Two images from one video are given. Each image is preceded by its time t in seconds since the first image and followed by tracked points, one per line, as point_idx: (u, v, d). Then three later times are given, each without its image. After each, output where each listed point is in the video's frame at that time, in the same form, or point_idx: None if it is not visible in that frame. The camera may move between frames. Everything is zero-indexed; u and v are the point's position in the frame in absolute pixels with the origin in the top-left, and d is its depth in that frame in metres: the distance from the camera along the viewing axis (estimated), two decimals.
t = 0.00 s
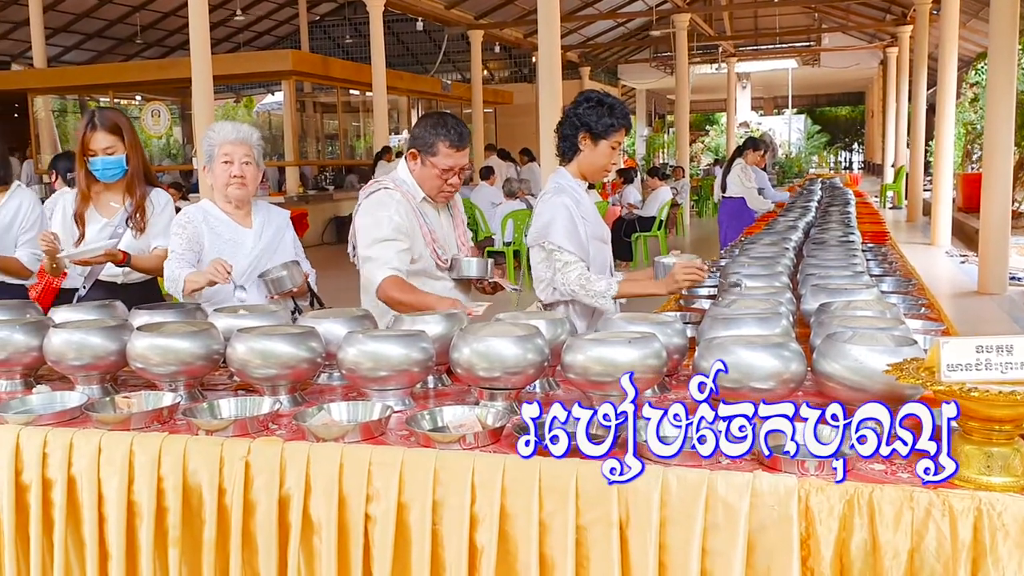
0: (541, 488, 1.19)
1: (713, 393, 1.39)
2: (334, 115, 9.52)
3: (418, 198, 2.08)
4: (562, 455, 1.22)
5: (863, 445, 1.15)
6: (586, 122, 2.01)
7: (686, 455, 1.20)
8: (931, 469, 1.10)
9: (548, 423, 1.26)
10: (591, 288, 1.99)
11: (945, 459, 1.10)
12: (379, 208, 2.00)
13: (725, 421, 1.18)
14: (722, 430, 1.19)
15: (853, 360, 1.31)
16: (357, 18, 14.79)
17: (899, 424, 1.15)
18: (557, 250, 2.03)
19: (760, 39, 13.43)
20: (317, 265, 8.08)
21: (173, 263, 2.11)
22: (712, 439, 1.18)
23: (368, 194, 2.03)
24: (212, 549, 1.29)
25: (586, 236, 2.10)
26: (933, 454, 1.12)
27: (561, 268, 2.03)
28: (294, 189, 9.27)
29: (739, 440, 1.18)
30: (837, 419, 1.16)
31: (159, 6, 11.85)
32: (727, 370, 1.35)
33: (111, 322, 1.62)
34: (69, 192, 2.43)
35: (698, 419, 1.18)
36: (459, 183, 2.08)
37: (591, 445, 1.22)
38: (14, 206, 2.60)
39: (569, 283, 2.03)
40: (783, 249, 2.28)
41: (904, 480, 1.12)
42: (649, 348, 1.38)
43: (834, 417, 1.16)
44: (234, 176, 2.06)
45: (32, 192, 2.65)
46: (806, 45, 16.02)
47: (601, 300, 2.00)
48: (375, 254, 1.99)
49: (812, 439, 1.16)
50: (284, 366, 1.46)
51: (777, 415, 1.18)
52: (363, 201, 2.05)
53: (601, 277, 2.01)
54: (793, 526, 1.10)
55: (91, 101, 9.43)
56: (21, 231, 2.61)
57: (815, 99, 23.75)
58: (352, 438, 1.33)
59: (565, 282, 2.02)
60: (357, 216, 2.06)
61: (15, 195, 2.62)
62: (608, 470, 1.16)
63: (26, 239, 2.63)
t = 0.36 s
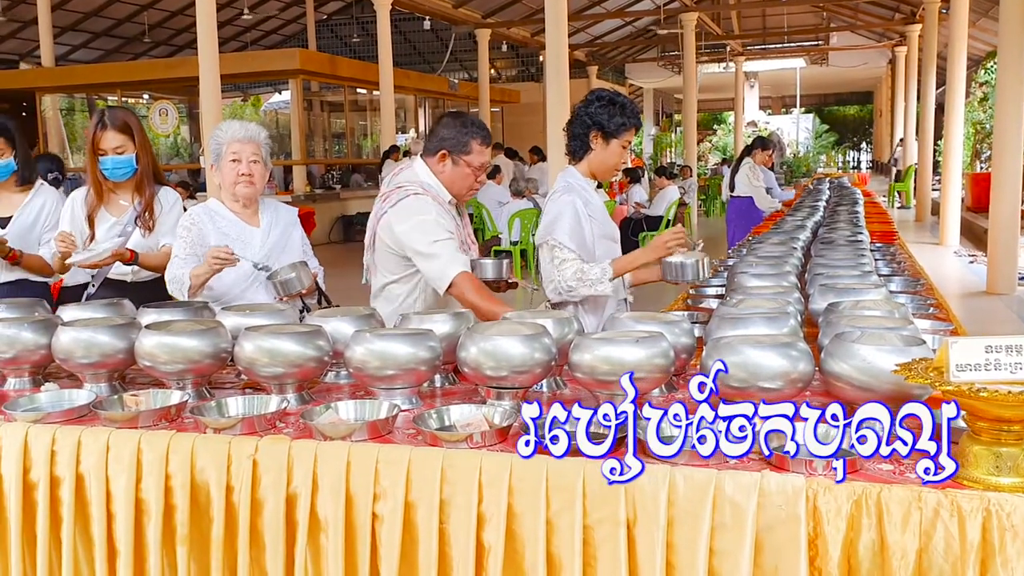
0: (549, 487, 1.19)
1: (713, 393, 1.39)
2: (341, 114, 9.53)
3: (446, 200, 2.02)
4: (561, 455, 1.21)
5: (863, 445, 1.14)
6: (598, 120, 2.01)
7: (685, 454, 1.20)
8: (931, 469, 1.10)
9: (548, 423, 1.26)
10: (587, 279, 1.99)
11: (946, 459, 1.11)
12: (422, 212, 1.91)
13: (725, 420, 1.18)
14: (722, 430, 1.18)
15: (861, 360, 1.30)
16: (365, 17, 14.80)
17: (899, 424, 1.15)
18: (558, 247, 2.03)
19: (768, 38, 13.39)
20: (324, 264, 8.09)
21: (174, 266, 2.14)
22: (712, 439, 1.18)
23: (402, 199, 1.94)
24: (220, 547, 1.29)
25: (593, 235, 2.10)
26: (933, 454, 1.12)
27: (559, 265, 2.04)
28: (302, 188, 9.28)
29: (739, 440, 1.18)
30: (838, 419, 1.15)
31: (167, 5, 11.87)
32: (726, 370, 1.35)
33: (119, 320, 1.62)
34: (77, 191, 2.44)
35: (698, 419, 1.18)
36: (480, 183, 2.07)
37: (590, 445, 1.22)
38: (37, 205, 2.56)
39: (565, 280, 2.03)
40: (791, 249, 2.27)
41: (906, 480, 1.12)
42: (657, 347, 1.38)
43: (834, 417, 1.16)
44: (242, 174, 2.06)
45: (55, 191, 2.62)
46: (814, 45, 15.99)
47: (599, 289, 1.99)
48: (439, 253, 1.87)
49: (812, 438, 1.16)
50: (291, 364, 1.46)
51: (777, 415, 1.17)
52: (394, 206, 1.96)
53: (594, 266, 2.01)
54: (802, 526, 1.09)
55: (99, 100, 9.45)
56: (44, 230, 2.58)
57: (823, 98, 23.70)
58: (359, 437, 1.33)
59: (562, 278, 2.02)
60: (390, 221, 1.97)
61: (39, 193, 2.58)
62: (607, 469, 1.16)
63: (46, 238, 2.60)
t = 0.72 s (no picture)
0: (557, 487, 1.19)
1: (714, 392, 1.40)
2: (350, 115, 9.55)
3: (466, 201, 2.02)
4: (560, 456, 1.22)
5: (863, 445, 1.13)
6: (609, 122, 2.01)
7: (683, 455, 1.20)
8: (932, 469, 1.11)
9: (548, 423, 1.27)
10: (603, 277, 1.98)
11: (945, 459, 1.11)
12: (442, 214, 1.92)
13: (725, 421, 1.18)
14: (722, 431, 1.18)
15: (871, 362, 1.30)
16: (373, 18, 14.83)
17: (899, 424, 1.15)
18: (571, 245, 2.02)
19: (777, 39, 13.35)
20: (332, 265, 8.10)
21: (180, 270, 2.12)
22: (712, 439, 1.18)
23: (423, 200, 1.95)
24: (229, 547, 1.29)
25: (603, 234, 2.10)
26: (933, 454, 1.13)
27: (573, 261, 2.02)
28: (310, 189, 9.30)
29: (739, 440, 1.18)
30: (837, 419, 1.15)
31: (176, 6, 11.92)
32: (725, 370, 1.36)
33: (129, 320, 1.63)
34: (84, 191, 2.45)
35: (697, 419, 1.18)
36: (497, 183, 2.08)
37: (591, 445, 1.22)
38: (56, 206, 2.57)
39: (578, 278, 2.02)
40: (801, 250, 2.27)
41: (911, 481, 1.12)
42: (666, 349, 1.37)
43: (834, 417, 1.15)
44: (252, 176, 2.06)
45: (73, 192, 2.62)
46: (824, 46, 15.95)
47: (613, 289, 1.98)
48: (452, 258, 1.88)
49: (814, 438, 1.16)
50: (300, 365, 1.47)
51: (777, 415, 1.17)
52: (415, 207, 1.96)
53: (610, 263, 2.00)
54: (811, 529, 1.09)
55: (109, 101, 9.49)
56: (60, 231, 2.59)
57: (832, 100, 23.63)
58: (368, 437, 1.33)
59: (575, 275, 2.01)
60: (410, 222, 1.97)
61: (58, 195, 2.58)
62: (608, 469, 1.16)
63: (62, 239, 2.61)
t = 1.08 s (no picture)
0: (569, 488, 1.19)
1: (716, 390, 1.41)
2: (360, 116, 9.56)
3: (485, 193, 2.13)
4: (561, 456, 1.22)
5: (863, 445, 1.14)
6: (621, 123, 2.01)
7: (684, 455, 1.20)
8: (932, 469, 1.11)
9: (550, 423, 1.27)
10: (613, 273, 1.96)
11: (946, 459, 1.11)
12: (453, 198, 2.05)
13: (726, 421, 1.17)
14: (722, 430, 1.18)
15: (883, 364, 1.29)
16: (384, 19, 14.85)
17: (900, 424, 1.15)
18: (580, 242, 2.01)
19: (789, 39, 13.27)
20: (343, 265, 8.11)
21: (186, 274, 2.11)
22: (712, 439, 1.18)
23: (440, 186, 2.08)
24: (241, 547, 1.30)
25: (613, 234, 2.09)
26: (933, 453, 1.13)
27: (582, 258, 2.01)
28: (321, 189, 9.32)
29: (740, 440, 1.17)
30: (837, 419, 1.14)
31: (188, 7, 11.96)
32: (724, 369, 1.38)
33: (142, 321, 1.63)
34: (96, 194, 2.46)
35: (698, 419, 1.18)
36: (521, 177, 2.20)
37: (591, 445, 1.22)
38: (60, 208, 2.57)
39: (587, 274, 2.00)
40: (812, 251, 2.26)
41: (911, 480, 1.12)
42: (678, 350, 1.37)
43: (834, 417, 1.15)
44: (267, 177, 2.07)
45: (78, 194, 2.62)
46: (836, 46, 15.85)
47: (622, 285, 1.97)
48: (433, 241, 2.03)
49: (817, 439, 1.16)
50: (312, 365, 1.47)
51: (777, 415, 1.18)
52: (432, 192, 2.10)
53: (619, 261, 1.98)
54: (823, 530, 1.09)
55: (121, 102, 9.52)
56: (68, 232, 2.59)
57: (844, 100, 23.51)
58: (379, 438, 1.33)
59: (585, 271, 1.99)
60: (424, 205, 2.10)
61: (62, 196, 2.59)
62: (608, 470, 1.17)
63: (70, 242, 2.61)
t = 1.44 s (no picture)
0: (582, 489, 1.19)
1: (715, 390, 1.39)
2: (373, 116, 9.57)
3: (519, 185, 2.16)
4: (561, 455, 1.22)
5: (863, 445, 1.14)
6: (638, 123, 2.01)
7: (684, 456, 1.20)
8: (931, 469, 1.11)
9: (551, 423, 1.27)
10: (629, 274, 1.96)
11: (946, 459, 1.12)
12: (499, 194, 2.08)
13: (725, 421, 1.17)
14: (722, 431, 1.18)
15: (899, 365, 1.28)
16: (397, 19, 14.86)
17: (900, 424, 1.14)
18: (596, 241, 2.00)
19: (803, 38, 13.22)
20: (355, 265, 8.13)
21: (201, 274, 2.14)
22: (713, 439, 1.18)
23: (481, 184, 2.10)
24: (255, 546, 1.30)
25: (631, 233, 2.09)
26: (933, 454, 1.13)
27: (598, 257, 2.00)
28: (334, 190, 9.34)
29: (739, 440, 1.17)
30: (837, 419, 1.15)
31: (202, 8, 12.01)
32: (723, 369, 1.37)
33: (157, 320, 1.64)
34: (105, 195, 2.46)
35: (698, 419, 1.19)
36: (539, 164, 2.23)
37: (591, 446, 1.22)
38: (60, 209, 2.56)
39: (604, 274, 2.00)
40: (826, 252, 2.25)
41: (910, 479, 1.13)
42: (692, 350, 1.37)
43: (834, 417, 1.16)
44: (280, 178, 2.07)
45: (75, 191, 2.62)
46: (850, 46, 15.78)
47: (638, 286, 1.97)
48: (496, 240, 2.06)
49: (816, 439, 1.16)
50: (325, 365, 1.47)
51: (777, 415, 1.19)
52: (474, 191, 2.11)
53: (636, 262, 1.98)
54: (838, 532, 1.08)
55: (135, 102, 9.56)
56: (71, 233, 2.59)
57: (858, 100, 23.40)
58: (393, 437, 1.33)
59: (601, 271, 1.99)
60: (467, 205, 2.12)
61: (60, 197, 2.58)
62: (608, 469, 1.17)
63: (73, 243, 2.61)
